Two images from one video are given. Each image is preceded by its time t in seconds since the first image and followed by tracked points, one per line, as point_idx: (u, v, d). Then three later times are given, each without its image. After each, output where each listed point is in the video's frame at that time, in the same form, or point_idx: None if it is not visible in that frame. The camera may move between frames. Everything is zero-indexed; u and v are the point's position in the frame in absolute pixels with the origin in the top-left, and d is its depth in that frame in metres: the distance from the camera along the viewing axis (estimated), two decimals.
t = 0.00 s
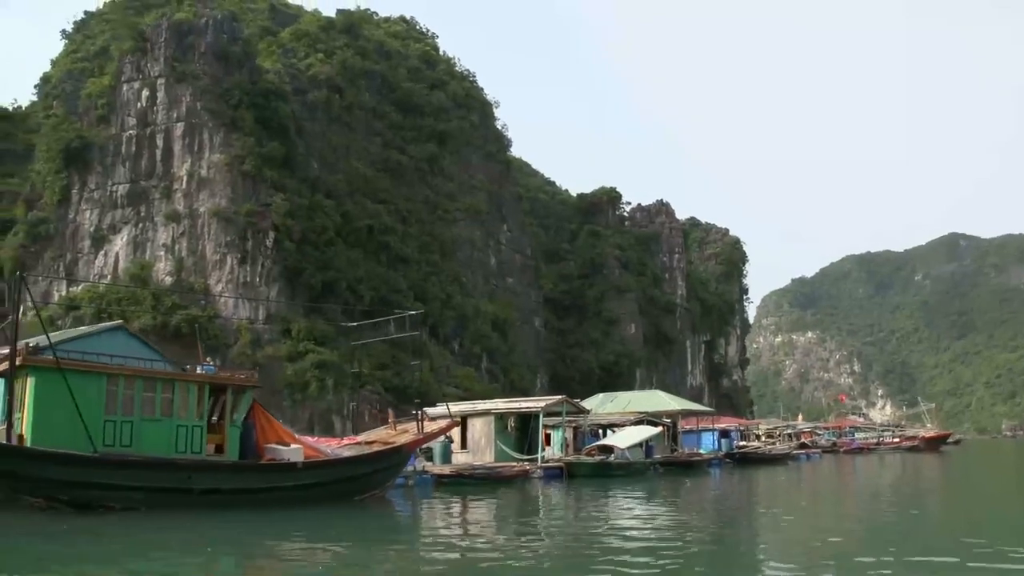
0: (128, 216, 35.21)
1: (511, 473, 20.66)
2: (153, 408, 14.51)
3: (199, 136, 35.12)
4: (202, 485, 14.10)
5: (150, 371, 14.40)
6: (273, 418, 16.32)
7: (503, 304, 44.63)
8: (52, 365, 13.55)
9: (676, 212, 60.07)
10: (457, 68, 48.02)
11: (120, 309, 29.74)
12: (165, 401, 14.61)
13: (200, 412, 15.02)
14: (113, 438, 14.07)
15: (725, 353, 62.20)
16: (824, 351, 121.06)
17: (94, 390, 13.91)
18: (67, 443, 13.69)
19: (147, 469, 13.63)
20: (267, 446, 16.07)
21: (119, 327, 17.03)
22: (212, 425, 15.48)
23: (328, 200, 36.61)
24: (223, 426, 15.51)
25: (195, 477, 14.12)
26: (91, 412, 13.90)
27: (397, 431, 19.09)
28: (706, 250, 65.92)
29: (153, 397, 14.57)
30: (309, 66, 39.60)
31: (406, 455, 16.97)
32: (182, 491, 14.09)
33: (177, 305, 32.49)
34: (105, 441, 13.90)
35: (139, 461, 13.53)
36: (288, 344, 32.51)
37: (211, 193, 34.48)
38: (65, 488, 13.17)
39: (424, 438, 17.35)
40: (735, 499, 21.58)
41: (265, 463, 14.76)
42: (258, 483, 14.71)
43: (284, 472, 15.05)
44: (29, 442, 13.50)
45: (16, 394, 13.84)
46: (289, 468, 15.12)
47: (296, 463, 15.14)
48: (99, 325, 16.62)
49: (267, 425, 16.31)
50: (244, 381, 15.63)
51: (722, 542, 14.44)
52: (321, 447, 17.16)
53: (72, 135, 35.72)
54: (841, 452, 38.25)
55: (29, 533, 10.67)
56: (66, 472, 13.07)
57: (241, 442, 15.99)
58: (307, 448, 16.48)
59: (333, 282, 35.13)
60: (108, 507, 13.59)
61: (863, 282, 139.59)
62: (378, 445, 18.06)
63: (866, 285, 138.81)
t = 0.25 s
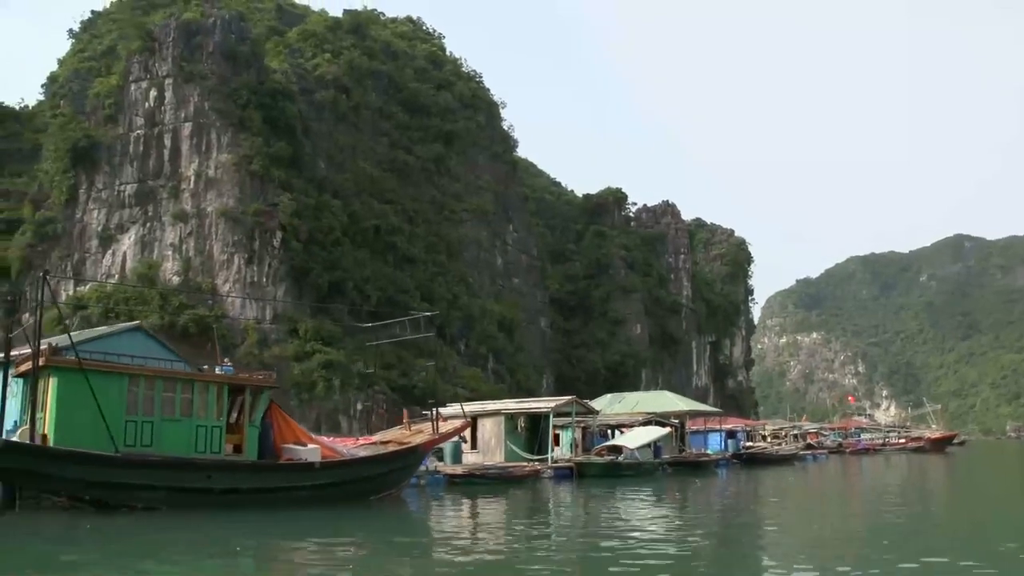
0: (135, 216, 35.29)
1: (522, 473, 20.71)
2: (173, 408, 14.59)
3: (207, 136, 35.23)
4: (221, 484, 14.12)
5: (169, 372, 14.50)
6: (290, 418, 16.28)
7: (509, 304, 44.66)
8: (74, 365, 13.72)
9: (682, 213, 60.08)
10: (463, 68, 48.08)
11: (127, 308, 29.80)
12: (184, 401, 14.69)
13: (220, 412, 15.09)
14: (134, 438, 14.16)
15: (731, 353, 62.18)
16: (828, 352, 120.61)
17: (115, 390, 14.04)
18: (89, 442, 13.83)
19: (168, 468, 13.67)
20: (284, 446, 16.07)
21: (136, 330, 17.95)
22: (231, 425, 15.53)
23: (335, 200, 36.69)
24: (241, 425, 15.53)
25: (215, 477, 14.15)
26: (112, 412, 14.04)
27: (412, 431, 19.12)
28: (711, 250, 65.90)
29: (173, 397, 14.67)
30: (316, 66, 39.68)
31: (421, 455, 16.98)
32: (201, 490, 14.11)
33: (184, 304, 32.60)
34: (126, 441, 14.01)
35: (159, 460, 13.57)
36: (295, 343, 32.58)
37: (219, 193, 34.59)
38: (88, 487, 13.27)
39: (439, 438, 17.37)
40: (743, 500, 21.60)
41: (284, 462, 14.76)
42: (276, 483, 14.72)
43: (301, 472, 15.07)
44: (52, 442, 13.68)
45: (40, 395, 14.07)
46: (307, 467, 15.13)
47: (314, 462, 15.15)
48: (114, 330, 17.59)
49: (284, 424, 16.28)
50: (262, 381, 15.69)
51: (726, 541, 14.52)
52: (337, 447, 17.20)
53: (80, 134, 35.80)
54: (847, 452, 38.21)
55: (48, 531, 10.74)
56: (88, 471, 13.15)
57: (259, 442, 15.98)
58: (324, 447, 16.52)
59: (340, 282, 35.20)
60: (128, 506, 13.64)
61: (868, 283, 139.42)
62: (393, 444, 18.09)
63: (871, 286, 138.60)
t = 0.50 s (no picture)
0: (140, 214, 35.31)
1: (529, 472, 20.73)
2: (189, 406, 14.64)
3: (212, 134, 35.25)
4: (236, 482, 14.12)
5: (184, 370, 14.53)
6: (302, 418, 16.37)
7: (513, 303, 44.68)
8: (90, 364, 13.79)
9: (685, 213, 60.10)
10: (468, 68, 48.10)
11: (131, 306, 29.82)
12: (198, 399, 14.72)
13: (235, 411, 15.13)
14: (149, 436, 14.18)
15: (733, 354, 62.20)
16: (830, 354, 121.58)
17: (131, 388, 14.09)
18: (104, 440, 13.89)
19: (184, 466, 13.69)
20: (297, 445, 16.14)
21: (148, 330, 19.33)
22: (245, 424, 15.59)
23: (340, 199, 36.73)
24: (255, 425, 15.54)
25: (230, 475, 14.15)
26: (127, 410, 14.07)
27: (423, 430, 19.15)
28: (714, 251, 65.90)
29: (188, 396, 14.71)
30: (322, 64, 39.74)
31: (433, 453, 16.92)
32: (217, 488, 14.11)
33: (189, 302, 32.65)
34: (141, 439, 14.04)
35: (175, 458, 13.59)
36: (299, 342, 32.66)
37: (224, 191, 34.64)
38: (104, 485, 13.35)
39: (451, 437, 17.31)
40: (746, 500, 21.61)
41: (297, 461, 14.74)
42: (290, 481, 14.71)
43: (315, 470, 15.05)
44: (68, 439, 13.74)
45: (57, 394, 14.14)
46: (320, 466, 15.10)
47: (326, 461, 15.12)
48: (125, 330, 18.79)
49: (297, 424, 16.37)
50: (276, 380, 15.74)
51: (732, 542, 14.52)
52: (350, 446, 17.22)
53: (85, 132, 35.82)
54: (850, 454, 38.22)
55: (57, 528, 10.79)
56: (104, 469, 13.20)
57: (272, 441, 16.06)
58: (336, 447, 16.56)
59: (345, 281, 35.25)
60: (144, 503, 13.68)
61: (871, 284, 139.36)
62: (403, 443, 18.10)
63: (873, 287, 138.51)
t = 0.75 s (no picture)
0: (145, 213, 35.39)
1: (537, 472, 20.76)
2: (204, 406, 14.80)
3: (217, 133, 35.31)
4: (251, 480, 14.18)
5: (199, 370, 14.69)
6: (315, 417, 16.47)
7: (516, 303, 44.71)
8: (107, 364, 13.97)
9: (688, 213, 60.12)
10: (472, 67, 48.13)
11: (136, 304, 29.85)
12: (213, 399, 14.88)
13: (249, 410, 15.29)
14: (165, 435, 14.38)
15: (735, 355, 62.25)
16: (832, 355, 121.80)
17: (147, 387, 14.28)
18: (121, 439, 14.07)
19: (200, 465, 13.75)
20: (310, 444, 16.23)
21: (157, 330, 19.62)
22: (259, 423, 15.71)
23: (344, 199, 36.77)
24: (269, 424, 15.67)
25: (246, 473, 14.20)
26: (144, 409, 14.26)
27: (434, 429, 19.22)
28: (717, 251, 65.89)
29: (203, 395, 14.87)
30: (327, 63, 39.82)
31: (444, 452, 16.97)
32: (232, 486, 14.17)
33: (193, 302, 32.70)
34: (158, 437, 14.23)
35: (192, 456, 13.66)
36: (303, 341, 32.72)
37: (228, 190, 34.69)
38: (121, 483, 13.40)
39: (462, 436, 17.37)
40: (751, 500, 21.63)
41: (311, 459, 14.81)
42: (304, 480, 14.78)
43: (329, 469, 15.12)
44: (85, 437, 13.92)
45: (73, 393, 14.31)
46: (333, 465, 15.18)
47: (339, 460, 15.20)
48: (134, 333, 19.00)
49: (309, 423, 16.47)
50: (289, 380, 15.89)
51: (738, 542, 14.53)
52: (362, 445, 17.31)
53: (90, 131, 35.87)
54: (853, 455, 38.20)
55: (68, 525, 10.83)
56: (122, 467, 13.24)
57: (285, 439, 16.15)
58: (348, 446, 16.66)
59: (349, 280, 35.30)
60: (161, 500, 13.72)
61: (873, 285, 139.27)
62: (415, 442, 18.17)
63: (875, 288, 138.40)
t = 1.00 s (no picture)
0: (150, 212, 35.45)
1: (547, 472, 20.80)
2: (222, 405, 14.88)
3: (222, 133, 35.38)
4: (268, 480, 14.27)
5: (216, 370, 14.79)
6: (331, 417, 16.54)
7: (520, 303, 44.74)
8: (126, 364, 14.01)
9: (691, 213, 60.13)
10: (476, 67, 48.19)
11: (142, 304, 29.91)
12: (230, 398, 14.97)
13: (266, 410, 15.38)
14: (183, 434, 14.45)
15: (739, 354, 62.27)
16: (834, 355, 121.85)
17: (166, 387, 14.34)
18: (141, 438, 14.12)
19: (220, 464, 13.80)
20: (325, 444, 16.32)
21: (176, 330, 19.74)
22: (276, 423, 15.79)
23: (348, 199, 36.83)
24: (285, 423, 15.76)
25: (263, 473, 14.27)
26: (163, 409, 14.33)
27: (446, 429, 19.29)
28: (720, 251, 65.86)
29: (221, 395, 14.95)
30: (331, 64, 39.92)
31: (457, 452, 17.04)
32: (250, 485, 14.24)
33: (198, 301, 32.73)
34: (177, 437, 14.31)
35: (212, 456, 13.71)
36: (308, 341, 32.76)
37: (233, 190, 34.75)
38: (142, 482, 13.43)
39: (474, 436, 17.43)
40: (756, 500, 21.65)
41: (327, 459, 14.89)
42: (320, 480, 14.87)
43: (344, 469, 15.21)
44: (106, 436, 13.94)
45: (92, 392, 14.30)
46: (348, 465, 15.27)
47: (355, 460, 15.29)
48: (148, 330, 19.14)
49: (325, 423, 16.54)
50: (305, 380, 15.96)
51: (742, 542, 14.60)
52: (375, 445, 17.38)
53: (96, 131, 35.95)
54: (857, 455, 38.19)
55: (80, 523, 10.88)
56: (143, 467, 13.31)
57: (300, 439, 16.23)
58: (363, 446, 16.74)
59: (353, 280, 35.37)
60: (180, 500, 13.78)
61: (876, 285, 139.12)
62: (427, 442, 18.22)
63: (878, 288, 138.29)
